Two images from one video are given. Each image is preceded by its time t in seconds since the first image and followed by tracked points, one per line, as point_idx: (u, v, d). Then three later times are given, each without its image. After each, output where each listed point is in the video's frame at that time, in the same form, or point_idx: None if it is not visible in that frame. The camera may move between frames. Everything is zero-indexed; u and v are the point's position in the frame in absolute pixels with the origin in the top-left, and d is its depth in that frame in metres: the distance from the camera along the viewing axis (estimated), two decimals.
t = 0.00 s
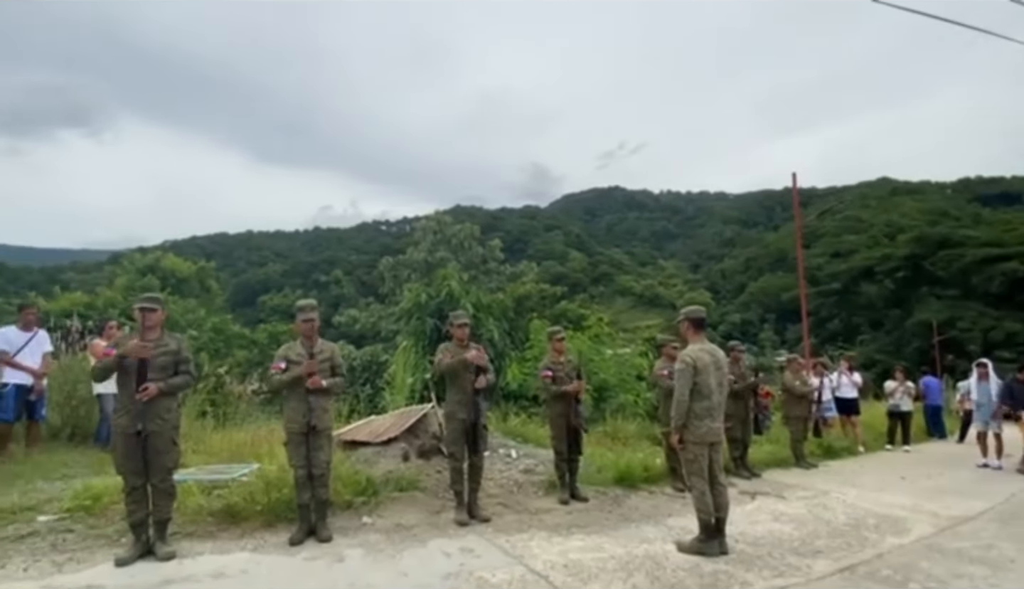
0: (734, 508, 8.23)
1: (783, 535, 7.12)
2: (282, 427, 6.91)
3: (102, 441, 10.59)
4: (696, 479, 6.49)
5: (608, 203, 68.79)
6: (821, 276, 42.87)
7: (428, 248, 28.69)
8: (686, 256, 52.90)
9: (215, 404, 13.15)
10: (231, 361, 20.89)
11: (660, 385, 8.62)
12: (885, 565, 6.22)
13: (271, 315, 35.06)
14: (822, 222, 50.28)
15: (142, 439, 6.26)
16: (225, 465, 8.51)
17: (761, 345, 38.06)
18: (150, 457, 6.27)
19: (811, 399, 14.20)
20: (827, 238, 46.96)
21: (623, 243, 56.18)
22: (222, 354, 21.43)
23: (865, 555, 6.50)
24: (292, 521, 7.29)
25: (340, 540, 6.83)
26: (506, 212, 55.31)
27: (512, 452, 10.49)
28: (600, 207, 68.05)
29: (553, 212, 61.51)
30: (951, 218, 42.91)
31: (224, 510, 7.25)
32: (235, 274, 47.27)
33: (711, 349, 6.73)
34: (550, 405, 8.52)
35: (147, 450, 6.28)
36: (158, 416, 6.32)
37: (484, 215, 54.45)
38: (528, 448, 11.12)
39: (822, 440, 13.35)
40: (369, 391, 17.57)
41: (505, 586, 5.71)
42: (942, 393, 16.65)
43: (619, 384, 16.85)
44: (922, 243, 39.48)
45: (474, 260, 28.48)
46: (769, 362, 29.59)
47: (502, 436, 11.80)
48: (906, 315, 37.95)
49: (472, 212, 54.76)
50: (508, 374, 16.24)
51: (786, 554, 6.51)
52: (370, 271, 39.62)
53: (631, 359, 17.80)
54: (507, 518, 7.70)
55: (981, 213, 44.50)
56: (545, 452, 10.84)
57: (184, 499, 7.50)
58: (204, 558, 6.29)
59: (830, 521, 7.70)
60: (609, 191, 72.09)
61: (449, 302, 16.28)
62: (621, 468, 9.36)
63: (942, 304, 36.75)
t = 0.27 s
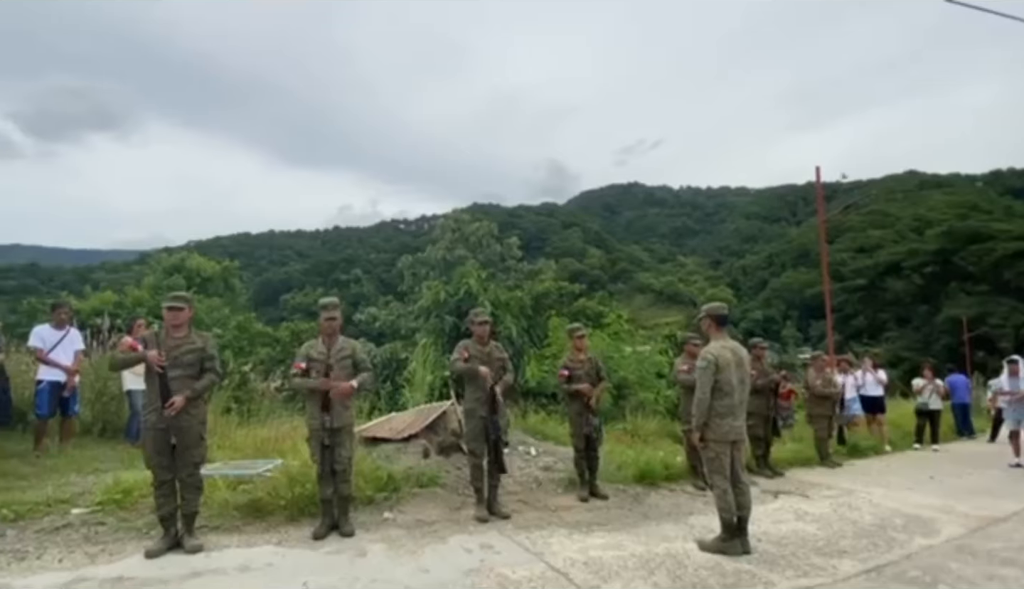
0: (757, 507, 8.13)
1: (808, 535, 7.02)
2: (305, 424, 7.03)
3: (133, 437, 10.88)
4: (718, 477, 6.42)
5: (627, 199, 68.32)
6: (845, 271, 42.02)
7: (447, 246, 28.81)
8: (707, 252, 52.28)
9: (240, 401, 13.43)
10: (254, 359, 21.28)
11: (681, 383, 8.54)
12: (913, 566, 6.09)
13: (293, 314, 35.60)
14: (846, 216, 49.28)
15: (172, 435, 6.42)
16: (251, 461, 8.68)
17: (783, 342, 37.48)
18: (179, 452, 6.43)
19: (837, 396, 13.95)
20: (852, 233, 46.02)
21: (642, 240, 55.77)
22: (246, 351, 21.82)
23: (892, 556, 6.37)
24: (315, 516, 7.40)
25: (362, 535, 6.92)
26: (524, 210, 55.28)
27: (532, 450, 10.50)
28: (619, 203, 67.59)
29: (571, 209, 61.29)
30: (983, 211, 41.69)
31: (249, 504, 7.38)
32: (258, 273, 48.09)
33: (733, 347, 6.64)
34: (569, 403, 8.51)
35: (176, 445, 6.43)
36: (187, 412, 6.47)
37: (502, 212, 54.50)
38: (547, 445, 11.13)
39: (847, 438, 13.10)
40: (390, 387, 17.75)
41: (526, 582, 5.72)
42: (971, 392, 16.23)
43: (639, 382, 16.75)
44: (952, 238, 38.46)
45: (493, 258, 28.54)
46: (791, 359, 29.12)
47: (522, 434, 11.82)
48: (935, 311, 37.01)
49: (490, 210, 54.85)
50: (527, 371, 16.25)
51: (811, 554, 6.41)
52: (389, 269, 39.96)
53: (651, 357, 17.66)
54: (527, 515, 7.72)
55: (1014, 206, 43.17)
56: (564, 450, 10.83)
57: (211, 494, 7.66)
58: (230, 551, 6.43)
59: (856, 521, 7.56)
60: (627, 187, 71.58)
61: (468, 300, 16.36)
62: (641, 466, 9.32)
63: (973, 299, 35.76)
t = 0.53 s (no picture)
0: (771, 506, 8.05)
1: (824, 534, 6.94)
2: (319, 421, 7.10)
3: (151, 432, 11.06)
4: (732, 476, 6.37)
5: (640, 196, 67.89)
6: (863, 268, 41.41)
7: (459, 244, 28.84)
8: (721, 249, 51.81)
9: (255, 398, 13.60)
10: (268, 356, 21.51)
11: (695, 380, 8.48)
12: (932, 567, 6.00)
13: (307, 311, 35.90)
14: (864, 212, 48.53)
15: (190, 430, 6.51)
16: (265, 457, 8.77)
17: (799, 339, 37.05)
18: (197, 447, 6.52)
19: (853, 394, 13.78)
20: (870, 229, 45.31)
21: (655, 237, 55.40)
22: (261, 349, 22.07)
23: (911, 556, 6.28)
24: (329, 512, 7.48)
25: (376, 530, 6.97)
26: (537, 207, 55.18)
27: (543, 447, 10.50)
28: (632, 200, 67.18)
29: (583, 206, 61.05)
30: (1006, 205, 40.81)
31: (265, 500, 7.47)
32: (272, 271, 48.55)
33: (747, 344, 6.58)
34: (581, 400, 8.49)
35: (194, 440, 6.53)
36: (206, 407, 6.57)
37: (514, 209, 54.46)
38: (559, 442, 11.12)
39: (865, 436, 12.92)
40: (402, 384, 17.86)
41: (539, 579, 5.74)
42: (992, 390, 15.93)
43: (652, 379, 16.67)
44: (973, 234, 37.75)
45: (505, 255, 28.55)
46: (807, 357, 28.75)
47: (534, 431, 11.83)
48: (955, 308, 36.34)
49: (502, 207, 54.83)
50: (539, 368, 16.24)
51: (826, 554, 6.34)
52: (402, 267, 40.12)
53: (665, 354, 17.57)
54: (540, 512, 7.73)
55: None
56: (576, 447, 10.82)
57: (227, 489, 7.76)
58: (245, 545, 6.52)
59: (873, 521, 7.45)
60: (640, 184, 71.12)
61: (480, 298, 16.39)
62: (654, 463, 9.28)
63: (995, 296, 35.04)
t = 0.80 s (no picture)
0: (778, 505, 8.01)
1: (831, 534, 6.90)
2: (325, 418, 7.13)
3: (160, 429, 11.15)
4: (738, 474, 6.34)
5: (646, 194, 67.64)
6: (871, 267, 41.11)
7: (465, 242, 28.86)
8: (728, 247, 51.55)
9: (262, 395, 13.68)
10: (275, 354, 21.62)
11: (701, 380, 8.45)
12: (941, 568, 5.96)
13: (314, 310, 36.03)
14: (873, 210, 48.17)
15: (198, 428, 6.56)
16: (272, 454, 8.82)
17: (806, 339, 36.85)
18: (205, 445, 6.57)
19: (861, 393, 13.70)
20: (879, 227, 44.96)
21: (662, 235, 55.20)
22: (268, 347, 22.17)
23: (919, 557, 6.23)
24: (335, 509, 7.51)
25: (382, 528, 7.00)
26: (543, 205, 55.12)
27: (549, 445, 10.50)
28: (638, 198, 66.98)
29: (590, 204, 60.91)
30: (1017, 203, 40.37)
31: (272, 497, 7.51)
32: (279, 270, 48.78)
33: (754, 343, 6.54)
34: (587, 399, 8.48)
35: (202, 438, 6.57)
36: (212, 405, 6.61)
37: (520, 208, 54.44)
38: (565, 441, 11.12)
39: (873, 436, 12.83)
40: (409, 382, 17.91)
41: (544, 577, 5.73)
42: (1003, 389, 15.79)
43: (659, 378, 16.64)
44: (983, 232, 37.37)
45: (511, 253, 28.54)
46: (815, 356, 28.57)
47: (540, 429, 11.84)
48: (965, 307, 36.01)
49: (508, 206, 54.81)
50: (545, 367, 16.24)
51: (834, 554, 6.30)
52: (408, 265, 40.19)
53: (671, 353, 17.52)
54: (545, 510, 7.73)
55: None
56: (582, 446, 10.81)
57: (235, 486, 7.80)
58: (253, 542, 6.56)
59: (881, 520, 7.40)
60: (647, 182, 70.88)
61: (486, 296, 16.41)
62: (660, 462, 9.26)
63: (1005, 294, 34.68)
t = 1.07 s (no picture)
0: (778, 505, 8.02)
1: (830, 533, 6.91)
2: (324, 417, 7.11)
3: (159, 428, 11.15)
4: (737, 474, 6.35)
5: (646, 194, 67.61)
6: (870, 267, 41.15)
7: (465, 241, 28.88)
8: (728, 247, 51.54)
9: (261, 394, 13.67)
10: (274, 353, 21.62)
11: (700, 380, 8.45)
12: (940, 568, 5.97)
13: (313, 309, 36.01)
14: (872, 211, 48.19)
15: (195, 427, 6.55)
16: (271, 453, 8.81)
17: (805, 339, 36.87)
18: (203, 444, 6.57)
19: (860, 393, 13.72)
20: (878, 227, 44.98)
21: (661, 235, 55.17)
22: (268, 346, 22.15)
23: (918, 557, 6.24)
24: (334, 508, 7.51)
25: (381, 527, 7.00)
26: (542, 205, 55.11)
27: (549, 445, 10.51)
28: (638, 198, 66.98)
29: (589, 204, 60.90)
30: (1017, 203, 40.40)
31: (271, 496, 7.51)
32: (279, 269, 48.74)
33: (754, 343, 6.54)
34: (585, 399, 8.47)
35: (200, 437, 6.57)
36: (210, 405, 6.61)
37: (520, 207, 54.44)
38: (564, 440, 11.12)
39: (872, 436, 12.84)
40: (408, 381, 17.92)
41: (543, 577, 5.73)
42: (1002, 390, 15.81)
43: (658, 377, 16.65)
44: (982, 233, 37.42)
45: (510, 252, 28.53)
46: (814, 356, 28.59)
47: (539, 429, 11.85)
48: (964, 307, 36.05)
49: (508, 205, 54.79)
50: (544, 366, 16.24)
51: (832, 553, 6.31)
52: (408, 264, 40.17)
53: (670, 353, 17.52)
54: (544, 509, 7.74)
55: None
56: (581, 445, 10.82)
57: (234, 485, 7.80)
58: (252, 540, 6.57)
59: (880, 520, 7.41)
60: (646, 182, 70.86)
61: (485, 295, 16.41)
62: (659, 462, 9.26)
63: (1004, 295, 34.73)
